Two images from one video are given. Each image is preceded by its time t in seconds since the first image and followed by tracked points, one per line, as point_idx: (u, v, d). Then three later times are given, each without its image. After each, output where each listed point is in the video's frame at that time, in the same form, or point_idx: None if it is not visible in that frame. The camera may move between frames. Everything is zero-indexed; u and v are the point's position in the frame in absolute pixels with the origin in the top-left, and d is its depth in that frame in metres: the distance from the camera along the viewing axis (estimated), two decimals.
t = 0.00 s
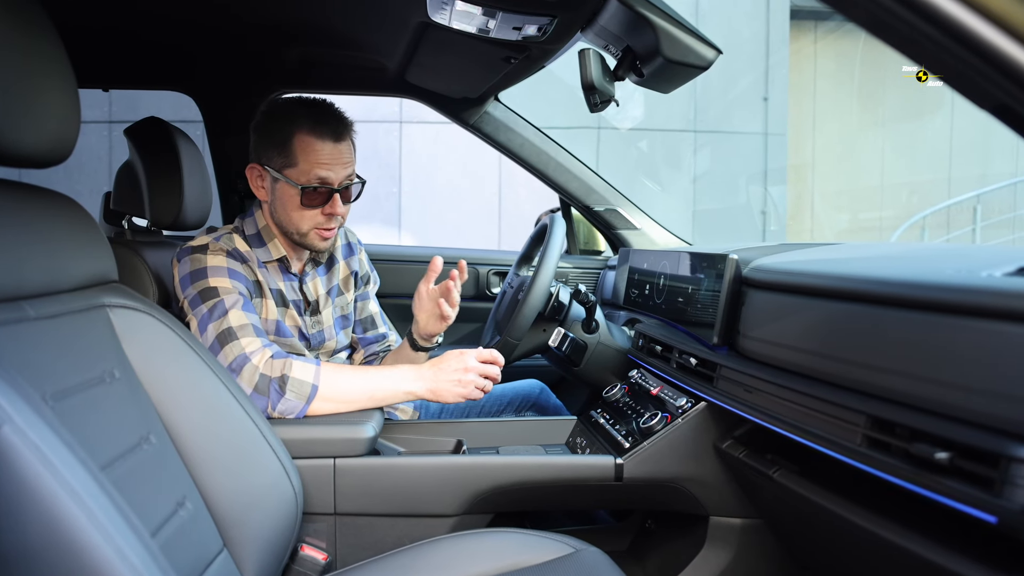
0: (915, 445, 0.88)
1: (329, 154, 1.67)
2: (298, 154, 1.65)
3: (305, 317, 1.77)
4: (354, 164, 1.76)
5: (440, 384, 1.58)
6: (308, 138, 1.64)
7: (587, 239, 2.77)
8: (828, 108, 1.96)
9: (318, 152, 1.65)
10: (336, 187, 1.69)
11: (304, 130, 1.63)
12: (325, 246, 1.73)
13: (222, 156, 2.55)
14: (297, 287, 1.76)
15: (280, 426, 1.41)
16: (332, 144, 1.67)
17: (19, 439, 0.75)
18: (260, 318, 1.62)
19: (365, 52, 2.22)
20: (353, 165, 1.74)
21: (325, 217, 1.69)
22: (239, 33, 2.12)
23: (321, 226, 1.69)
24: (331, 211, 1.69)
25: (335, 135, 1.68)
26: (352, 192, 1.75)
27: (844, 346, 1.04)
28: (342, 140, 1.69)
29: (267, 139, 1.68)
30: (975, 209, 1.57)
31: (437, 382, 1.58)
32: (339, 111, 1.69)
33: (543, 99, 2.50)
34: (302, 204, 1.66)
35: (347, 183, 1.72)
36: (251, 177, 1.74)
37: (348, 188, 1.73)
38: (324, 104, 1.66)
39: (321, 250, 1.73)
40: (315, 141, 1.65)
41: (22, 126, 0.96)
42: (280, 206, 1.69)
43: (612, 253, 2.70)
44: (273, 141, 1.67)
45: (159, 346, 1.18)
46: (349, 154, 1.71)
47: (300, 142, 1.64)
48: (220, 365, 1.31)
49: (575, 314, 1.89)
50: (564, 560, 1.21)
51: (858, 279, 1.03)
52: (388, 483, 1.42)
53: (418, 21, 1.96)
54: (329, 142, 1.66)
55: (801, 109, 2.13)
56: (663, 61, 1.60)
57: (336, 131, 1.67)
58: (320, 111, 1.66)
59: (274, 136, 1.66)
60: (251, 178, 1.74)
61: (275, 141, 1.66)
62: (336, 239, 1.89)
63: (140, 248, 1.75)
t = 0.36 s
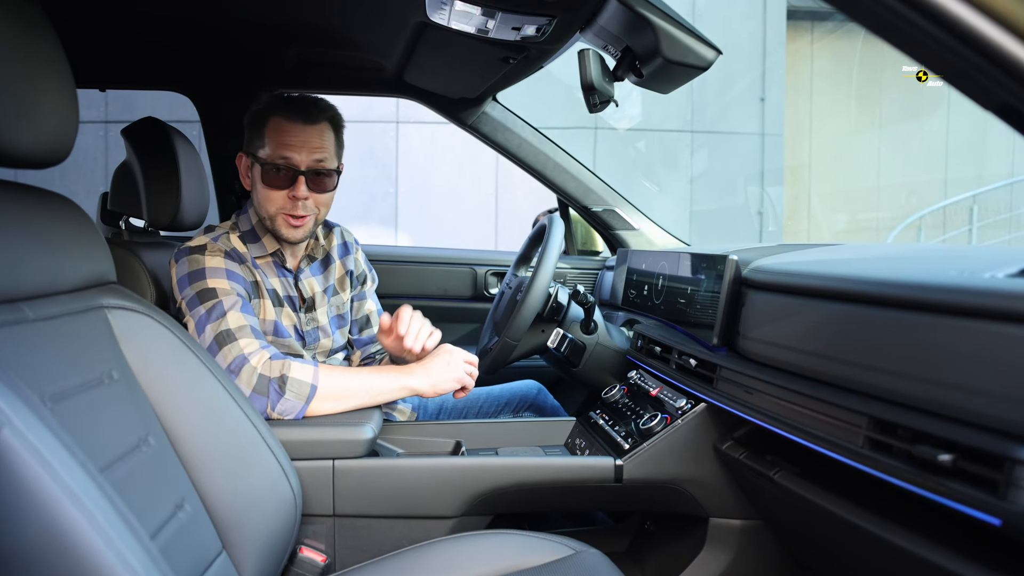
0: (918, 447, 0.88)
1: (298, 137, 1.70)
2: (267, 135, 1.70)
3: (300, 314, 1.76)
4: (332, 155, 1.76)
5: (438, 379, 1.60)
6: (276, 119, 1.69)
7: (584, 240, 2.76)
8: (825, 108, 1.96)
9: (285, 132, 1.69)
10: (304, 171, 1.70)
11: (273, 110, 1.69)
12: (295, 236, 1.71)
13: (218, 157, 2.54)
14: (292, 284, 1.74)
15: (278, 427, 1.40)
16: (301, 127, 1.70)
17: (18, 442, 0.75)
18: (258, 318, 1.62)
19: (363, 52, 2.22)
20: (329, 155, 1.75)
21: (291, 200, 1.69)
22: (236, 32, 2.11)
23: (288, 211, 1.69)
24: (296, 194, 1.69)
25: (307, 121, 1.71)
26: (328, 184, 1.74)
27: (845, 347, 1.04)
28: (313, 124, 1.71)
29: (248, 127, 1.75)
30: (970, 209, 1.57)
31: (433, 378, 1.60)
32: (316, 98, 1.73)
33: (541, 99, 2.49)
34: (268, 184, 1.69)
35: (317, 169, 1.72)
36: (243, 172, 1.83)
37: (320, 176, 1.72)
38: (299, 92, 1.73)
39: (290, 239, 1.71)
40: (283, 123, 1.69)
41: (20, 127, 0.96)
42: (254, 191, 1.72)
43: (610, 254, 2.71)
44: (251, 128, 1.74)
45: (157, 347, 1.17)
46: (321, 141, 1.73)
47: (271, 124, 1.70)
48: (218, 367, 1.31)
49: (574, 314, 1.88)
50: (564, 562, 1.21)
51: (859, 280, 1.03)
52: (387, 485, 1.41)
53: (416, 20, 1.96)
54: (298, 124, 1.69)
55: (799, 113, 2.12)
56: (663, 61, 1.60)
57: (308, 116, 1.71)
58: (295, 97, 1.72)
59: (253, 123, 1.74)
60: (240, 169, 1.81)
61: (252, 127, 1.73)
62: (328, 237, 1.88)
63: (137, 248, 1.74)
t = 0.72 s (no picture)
0: (917, 446, 0.87)
1: (302, 133, 1.69)
2: (272, 134, 1.68)
3: (296, 314, 1.75)
4: (333, 148, 1.78)
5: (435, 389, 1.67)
6: (281, 118, 1.68)
7: (581, 239, 2.75)
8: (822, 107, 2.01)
9: (291, 131, 1.68)
10: (313, 167, 1.71)
11: (276, 109, 1.68)
12: (309, 232, 1.72)
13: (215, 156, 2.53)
14: (288, 283, 1.74)
15: (274, 426, 1.39)
16: (304, 123, 1.70)
17: (12, 442, 0.74)
18: (254, 317, 1.61)
19: (360, 51, 2.21)
20: (331, 148, 1.76)
21: (304, 198, 1.69)
22: (233, 31, 2.11)
23: (302, 208, 1.70)
24: (309, 190, 1.70)
25: (309, 116, 1.71)
26: (333, 177, 1.76)
27: (844, 346, 1.04)
28: (316, 119, 1.71)
29: (244, 127, 1.72)
30: (968, 209, 1.59)
31: (432, 388, 1.67)
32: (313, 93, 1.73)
33: (539, 99, 2.49)
34: (277, 185, 1.67)
35: (324, 163, 1.73)
36: (235, 173, 1.78)
37: (327, 169, 1.74)
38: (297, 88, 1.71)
39: (305, 236, 1.72)
40: (288, 121, 1.68)
41: (15, 124, 0.95)
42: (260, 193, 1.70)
43: (607, 253, 2.70)
44: (250, 129, 1.71)
45: (152, 346, 1.16)
46: (325, 135, 1.73)
47: (273, 123, 1.68)
48: (215, 366, 1.30)
49: (572, 314, 1.87)
50: (561, 561, 1.20)
51: (859, 279, 1.02)
52: (384, 484, 1.41)
53: (413, 19, 1.95)
54: (301, 120, 1.69)
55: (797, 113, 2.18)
56: (661, 60, 1.59)
57: (312, 112, 1.71)
58: (293, 94, 1.70)
59: (250, 123, 1.71)
60: (234, 171, 1.77)
61: (251, 128, 1.70)
62: (323, 237, 1.87)
63: (133, 247, 1.73)
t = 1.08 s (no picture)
0: (913, 447, 0.87)
1: (301, 133, 1.69)
2: (272, 135, 1.67)
3: (292, 314, 1.74)
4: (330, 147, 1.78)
5: (430, 391, 1.67)
6: (280, 119, 1.67)
7: (577, 239, 2.74)
8: (816, 109, 2.13)
9: (290, 131, 1.67)
10: (313, 166, 1.70)
11: (274, 110, 1.66)
12: (310, 232, 1.72)
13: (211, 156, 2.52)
14: (283, 284, 1.73)
15: (270, 427, 1.39)
16: (303, 123, 1.69)
17: (5, 443, 0.74)
18: (249, 317, 1.60)
19: (357, 51, 2.21)
20: (328, 147, 1.76)
21: (304, 198, 1.69)
22: (230, 32, 2.10)
23: (303, 208, 1.69)
24: (310, 190, 1.70)
25: (306, 116, 1.70)
26: (331, 176, 1.75)
27: (839, 347, 1.04)
28: (313, 119, 1.71)
29: (241, 129, 1.69)
30: (964, 209, 1.59)
31: (427, 389, 1.67)
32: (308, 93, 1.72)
33: (536, 99, 2.49)
34: (277, 186, 1.67)
35: (323, 163, 1.73)
36: (230, 175, 1.76)
37: (325, 168, 1.73)
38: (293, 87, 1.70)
39: (306, 236, 1.72)
40: (287, 121, 1.67)
41: (8, 124, 0.94)
42: (260, 194, 1.68)
43: (603, 253, 2.69)
44: (247, 130, 1.69)
45: (147, 346, 1.16)
46: (323, 134, 1.73)
47: (271, 124, 1.67)
48: (210, 367, 1.29)
49: (569, 313, 1.86)
50: (557, 562, 1.20)
51: (855, 280, 1.02)
52: (380, 486, 1.40)
53: (409, 20, 1.95)
54: (300, 120, 1.68)
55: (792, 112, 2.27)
56: (657, 60, 1.59)
57: (310, 112, 1.70)
58: (290, 93, 1.69)
59: (247, 125, 1.69)
60: (229, 173, 1.74)
61: (249, 129, 1.68)
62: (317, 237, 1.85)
63: (129, 248, 1.73)
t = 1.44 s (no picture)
0: (910, 449, 0.87)
1: (294, 132, 1.69)
2: (265, 135, 1.67)
3: (288, 311, 1.74)
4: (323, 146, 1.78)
5: (428, 394, 1.66)
6: (272, 118, 1.67)
7: (575, 240, 2.74)
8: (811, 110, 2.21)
9: (283, 130, 1.67)
10: (306, 166, 1.70)
11: (267, 110, 1.66)
12: (304, 232, 1.71)
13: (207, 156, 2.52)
14: (279, 281, 1.73)
15: (266, 428, 1.38)
16: (296, 122, 1.69)
17: None
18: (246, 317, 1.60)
19: (353, 52, 2.21)
20: (322, 145, 1.76)
21: (298, 197, 1.69)
22: (227, 33, 2.10)
23: (296, 208, 1.69)
24: (304, 189, 1.70)
25: (299, 115, 1.70)
26: (324, 175, 1.75)
27: (836, 348, 1.03)
28: (306, 118, 1.71)
29: (234, 129, 1.69)
30: (961, 210, 1.60)
31: (426, 391, 1.66)
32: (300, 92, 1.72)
33: (533, 100, 2.49)
34: (271, 185, 1.66)
35: (316, 162, 1.73)
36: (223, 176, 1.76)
37: (319, 168, 1.73)
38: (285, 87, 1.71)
39: (301, 236, 1.71)
40: (280, 121, 1.67)
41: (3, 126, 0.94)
42: (254, 194, 1.68)
43: (601, 253, 2.69)
44: (240, 130, 1.69)
45: (143, 348, 1.16)
46: (316, 134, 1.73)
47: (265, 124, 1.67)
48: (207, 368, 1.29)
49: (565, 315, 1.86)
50: (554, 563, 1.20)
51: (852, 281, 1.02)
52: (377, 487, 1.40)
53: (406, 20, 1.95)
54: (293, 120, 1.68)
55: (790, 114, 2.31)
56: (654, 61, 1.59)
57: (303, 111, 1.71)
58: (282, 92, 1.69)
59: (240, 125, 1.69)
60: (222, 174, 1.74)
61: (242, 130, 1.68)
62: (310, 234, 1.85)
63: (125, 249, 1.72)
